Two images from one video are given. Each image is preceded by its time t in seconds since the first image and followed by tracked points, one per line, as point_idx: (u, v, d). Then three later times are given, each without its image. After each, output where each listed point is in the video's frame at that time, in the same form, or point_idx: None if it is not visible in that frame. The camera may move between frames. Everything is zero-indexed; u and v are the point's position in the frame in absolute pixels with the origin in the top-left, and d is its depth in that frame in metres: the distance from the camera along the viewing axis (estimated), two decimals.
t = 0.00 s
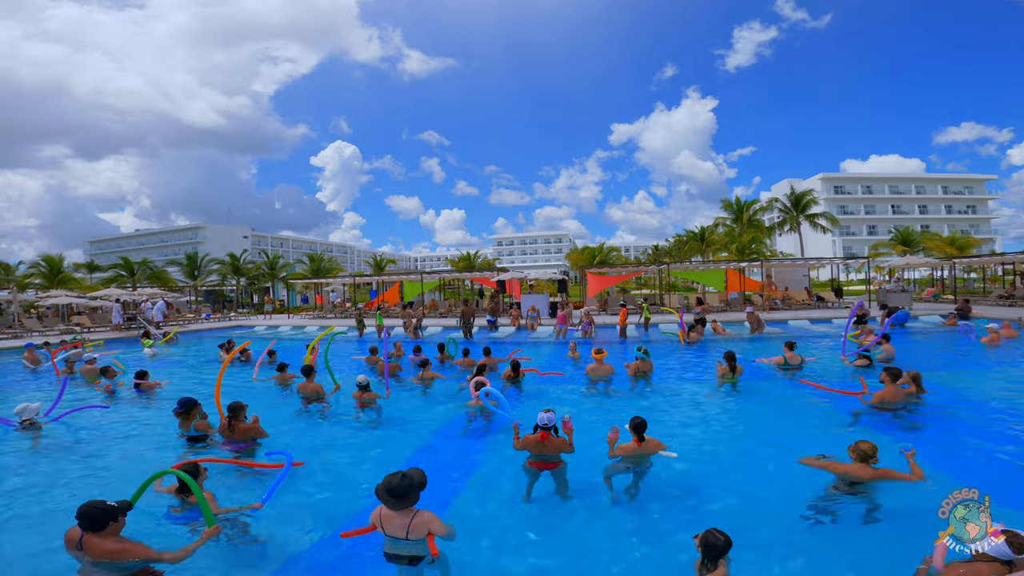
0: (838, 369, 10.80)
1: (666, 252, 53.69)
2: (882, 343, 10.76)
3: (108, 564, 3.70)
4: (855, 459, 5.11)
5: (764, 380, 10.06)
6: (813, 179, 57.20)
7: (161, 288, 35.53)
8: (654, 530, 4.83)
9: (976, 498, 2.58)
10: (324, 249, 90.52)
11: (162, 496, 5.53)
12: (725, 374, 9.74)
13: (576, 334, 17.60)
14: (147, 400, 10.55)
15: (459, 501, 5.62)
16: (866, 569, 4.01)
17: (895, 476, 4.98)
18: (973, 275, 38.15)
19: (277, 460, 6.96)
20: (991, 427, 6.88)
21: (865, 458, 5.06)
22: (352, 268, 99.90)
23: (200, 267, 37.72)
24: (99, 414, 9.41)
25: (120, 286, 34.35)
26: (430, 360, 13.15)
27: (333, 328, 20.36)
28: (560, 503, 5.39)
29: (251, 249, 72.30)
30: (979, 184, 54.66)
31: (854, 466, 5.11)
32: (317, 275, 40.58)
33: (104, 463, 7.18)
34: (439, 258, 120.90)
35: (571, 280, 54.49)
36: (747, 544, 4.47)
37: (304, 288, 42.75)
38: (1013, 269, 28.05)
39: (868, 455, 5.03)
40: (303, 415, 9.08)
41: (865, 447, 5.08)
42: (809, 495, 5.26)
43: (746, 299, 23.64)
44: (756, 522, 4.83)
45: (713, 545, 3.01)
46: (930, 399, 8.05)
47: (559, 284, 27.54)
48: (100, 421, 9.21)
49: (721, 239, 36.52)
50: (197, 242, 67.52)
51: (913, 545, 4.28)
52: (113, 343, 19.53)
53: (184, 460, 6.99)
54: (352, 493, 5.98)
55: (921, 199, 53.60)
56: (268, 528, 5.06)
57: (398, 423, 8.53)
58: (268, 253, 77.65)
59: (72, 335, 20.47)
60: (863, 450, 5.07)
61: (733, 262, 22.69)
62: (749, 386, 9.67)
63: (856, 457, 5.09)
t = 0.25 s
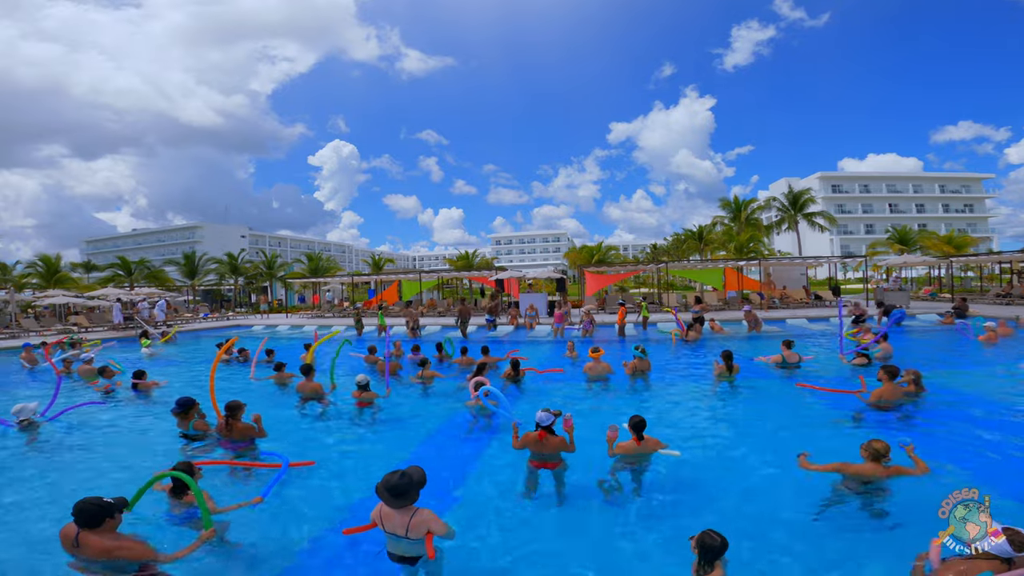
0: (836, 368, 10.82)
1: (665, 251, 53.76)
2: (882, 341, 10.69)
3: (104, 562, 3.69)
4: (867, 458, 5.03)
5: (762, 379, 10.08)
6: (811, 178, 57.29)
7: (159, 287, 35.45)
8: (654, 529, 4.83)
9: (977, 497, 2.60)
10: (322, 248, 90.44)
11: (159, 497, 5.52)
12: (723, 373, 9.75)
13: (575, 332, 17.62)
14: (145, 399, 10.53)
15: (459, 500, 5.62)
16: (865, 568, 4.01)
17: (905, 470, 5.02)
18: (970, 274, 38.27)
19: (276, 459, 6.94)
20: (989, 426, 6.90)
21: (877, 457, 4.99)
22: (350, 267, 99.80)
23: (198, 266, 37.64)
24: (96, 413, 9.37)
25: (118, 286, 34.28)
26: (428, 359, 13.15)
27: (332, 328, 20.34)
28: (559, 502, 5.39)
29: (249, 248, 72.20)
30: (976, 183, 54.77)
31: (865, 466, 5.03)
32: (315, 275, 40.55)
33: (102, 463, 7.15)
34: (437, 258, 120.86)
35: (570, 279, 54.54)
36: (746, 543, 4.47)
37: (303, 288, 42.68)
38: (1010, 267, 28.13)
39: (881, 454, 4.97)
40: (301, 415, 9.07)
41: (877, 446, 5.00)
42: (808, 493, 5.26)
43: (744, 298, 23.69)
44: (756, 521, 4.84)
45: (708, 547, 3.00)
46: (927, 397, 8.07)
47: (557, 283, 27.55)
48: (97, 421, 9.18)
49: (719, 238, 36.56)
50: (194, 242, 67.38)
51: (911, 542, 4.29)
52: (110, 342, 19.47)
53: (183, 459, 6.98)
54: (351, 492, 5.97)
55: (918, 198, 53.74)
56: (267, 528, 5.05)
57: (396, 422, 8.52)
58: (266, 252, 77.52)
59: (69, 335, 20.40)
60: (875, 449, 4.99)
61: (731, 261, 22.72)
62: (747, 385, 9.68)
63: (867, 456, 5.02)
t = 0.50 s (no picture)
0: (832, 368, 10.84)
1: (661, 250, 53.86)
2: (876, 340, 10.55)
3: (100, 565, 3.66)
4: (879, 458, 4.98)
5: (759, 378, 10.10)
6: (807, 178, 57.45)
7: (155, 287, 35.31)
8: (652, 529, 4.83)
9: (976, 497, 2.61)
10: (319, 249, 90.26)
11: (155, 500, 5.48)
12: (718, 372, 9.70)
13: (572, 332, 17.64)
14: (141, 400, 10.47)
15: (457, 500, 5.60)
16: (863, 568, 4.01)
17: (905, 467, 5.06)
18: (966, 274, 38.46)
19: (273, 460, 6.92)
20: (985, 425, 6.91)
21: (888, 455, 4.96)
22: (347, 267, 99.64)
23: (194, 266, 37.51)
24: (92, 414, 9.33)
25: (113, 286, 34.13)
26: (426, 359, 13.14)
27: (329, 328, 20.30)
28: (557, 501, 5.38)
29: (245, 248, 72.01)
30: (971, 183, 55.00)
31: (876, 465, 4.98)
32: (312, 275, 40.46)
33: (98, 464, 7.12)
34: (434, 258, 120.78)
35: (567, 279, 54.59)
36: (744, 543, 4.47)
37: (299, 288, 42.56)
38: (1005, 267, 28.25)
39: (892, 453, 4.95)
40: (298, 415, 9.04)
41: (890, 445, 4.97)
42: (806, 493, 5.27)
43: (741, 297, 23.75)
44: (754, 521, 4.84)
45: (705, 548, 2.99)
46: (924, 397, 8.09)
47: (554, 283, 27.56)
48: (93, 422, 9.14)
49: (715, 237, 36.64)
50: (190, 242, 67.16)
51: (910, 541, 4.30)
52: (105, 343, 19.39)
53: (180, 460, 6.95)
54: (348, 493, 5.95)
55: (913, 198, 53.97)
56: (264, 529, 5.03)
57: (393, 423, 8.51)
58: (263, 252, 77.31)
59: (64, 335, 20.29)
60: (888, 448, 4.96)
61: (728, 261, 22.76)
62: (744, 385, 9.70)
63: (879, 455, 4.97)
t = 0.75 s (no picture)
0: (825, 368, 10.90)
1: (655, 251, 54.04)
2: (868, 339, 10.60)
3: (91, 566, 3.62)
4: (881, 455, 5.04)
5: (752, 378, 10.14)
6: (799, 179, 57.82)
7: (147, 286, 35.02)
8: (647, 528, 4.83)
9: (976, 497, 2.55)
10: (313, 248, 89.85)
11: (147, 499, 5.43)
12: (710, 372, 9.79)
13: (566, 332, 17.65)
14: (132, 400, 10.38)
15: (452, 500, 5.58)
16: (858, 567, 4.02)
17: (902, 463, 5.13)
18: (955, 275, 38.83)
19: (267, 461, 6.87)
20: (976, 424, 6.98)
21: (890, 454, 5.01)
22: (340, 267, 99.25)
23: (186, 266, 37.22)
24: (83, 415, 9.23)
25: (104, 286, 33.80)
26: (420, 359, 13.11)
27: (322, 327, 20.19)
28: (553, 501, 5.37)
29: (238, 248, 71.55)
30: (961, 184, 55.52)
31: (877, 463, 5.04)
32: (305, 274, 40.26)
33: (89, 465, 7.04)
34: (428, 258, 120.57)
35: (561, 279, 54.65)
36: (740, 542, 4.48)
37: (292, 287, 42.33)
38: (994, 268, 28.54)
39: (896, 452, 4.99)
40: (291, 415, 8.98)
41: (894, 444, 5.01)
42: (800, 492, 5.29)
43: (734, 297, 23.86)
44: (749, 520, 4.85)
45: (702, 549, 2.97)
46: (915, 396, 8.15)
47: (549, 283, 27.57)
48: (84, 422, 9.04)
49: (709, 238, 36.80)
50: (182, 241, 66.64)
51: (907, 539, 4.32)
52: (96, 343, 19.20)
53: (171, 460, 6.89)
54: (343, 493, 5.91)
55: (904, 199, 54.43)
56: (258, 529, 4.99)
57: (388, 422, 8.47)
58: (256, 252, 76.85)
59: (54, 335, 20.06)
60: (892, 447, 5.00)
61: (721, 261, 22.86)
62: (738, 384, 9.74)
63: (882, 453, 5.03)
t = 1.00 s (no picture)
0: (819, 368, 10.96)
1: (650, 252, 54.21)
2: (861, 340, 10.67)
3: (86, 565, 3.59)
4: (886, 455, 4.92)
5: (748, 379, 10.19)
6: (794, 181, 58.14)
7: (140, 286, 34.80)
8: (646, 528, 4.83)
9: (976, 497, 2.57)
10: (308, 249, 89.56)
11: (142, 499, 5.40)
12: (704, 373, 9.83)
13: (562, 333, 17.67)
14: (126, 401, 10.31)
15: (451, 500, 5.57)
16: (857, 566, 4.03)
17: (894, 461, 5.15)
18: (948, 276, 39.15)
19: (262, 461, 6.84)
20: (969, 424, 7.03)
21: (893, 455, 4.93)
22: (335, 267, 98.95)
23: (180, 266, 37.02)
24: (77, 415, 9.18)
25: (97, 286, 33.55)
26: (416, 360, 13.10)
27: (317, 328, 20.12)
28: (551, 501, 5.37)
29: (232, 248, 71.22)
30: (953, 187, 55.96)
31: (884, 464, 4.92)
32: (300, 275, 40.11)
33: (83, 465, 6.99)
34: (424, 258, 120.47)
35: (557, 280, 54.70)
36: (738, 542, 4.49)
37: (287, 287, 42.14)
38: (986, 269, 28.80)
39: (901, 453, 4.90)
40: (286, 416, 8.94)
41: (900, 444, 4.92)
42: (797, 492, 5.30)
43: (729, 298, 23.96)
44: (747, 520, 4.86)
45: (702, 551, 2.97)
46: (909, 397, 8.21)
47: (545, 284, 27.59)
48: (77, 422, 8.97)
49: (704, 239, 36.95)
50: (176, 241, 66.27)
51: (903, 538, 4.34)
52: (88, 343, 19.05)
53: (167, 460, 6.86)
54: (340, 493, 5.89)
55: (897, 201, 54.83)
56: (255, 530, 4.97)
57: (384, 423, 8.46)
58: (250, 252, 76.48)
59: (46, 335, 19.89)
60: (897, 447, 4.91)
61: (716, 262, 22.95)
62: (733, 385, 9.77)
63: (888, 453, 4.91)
